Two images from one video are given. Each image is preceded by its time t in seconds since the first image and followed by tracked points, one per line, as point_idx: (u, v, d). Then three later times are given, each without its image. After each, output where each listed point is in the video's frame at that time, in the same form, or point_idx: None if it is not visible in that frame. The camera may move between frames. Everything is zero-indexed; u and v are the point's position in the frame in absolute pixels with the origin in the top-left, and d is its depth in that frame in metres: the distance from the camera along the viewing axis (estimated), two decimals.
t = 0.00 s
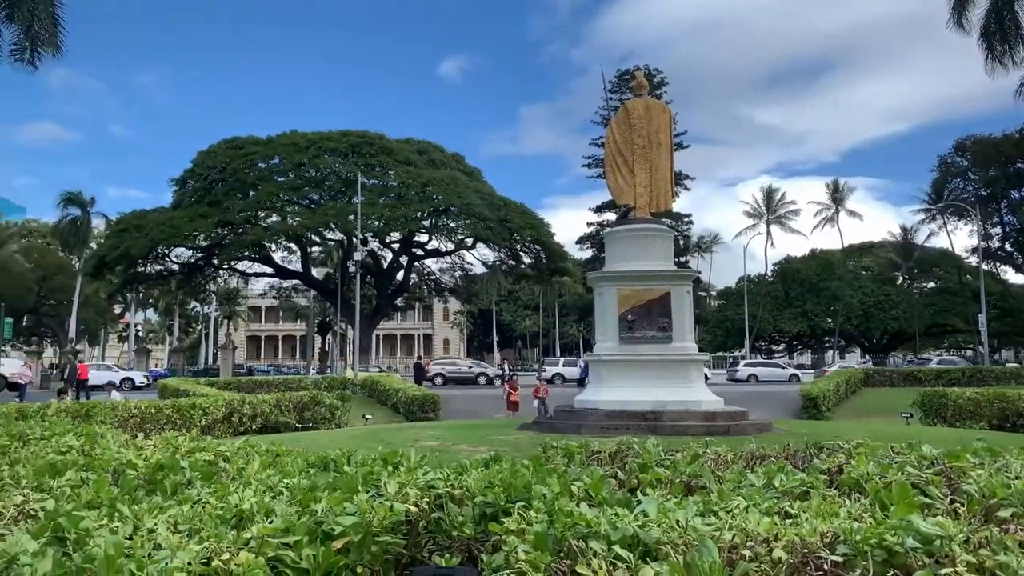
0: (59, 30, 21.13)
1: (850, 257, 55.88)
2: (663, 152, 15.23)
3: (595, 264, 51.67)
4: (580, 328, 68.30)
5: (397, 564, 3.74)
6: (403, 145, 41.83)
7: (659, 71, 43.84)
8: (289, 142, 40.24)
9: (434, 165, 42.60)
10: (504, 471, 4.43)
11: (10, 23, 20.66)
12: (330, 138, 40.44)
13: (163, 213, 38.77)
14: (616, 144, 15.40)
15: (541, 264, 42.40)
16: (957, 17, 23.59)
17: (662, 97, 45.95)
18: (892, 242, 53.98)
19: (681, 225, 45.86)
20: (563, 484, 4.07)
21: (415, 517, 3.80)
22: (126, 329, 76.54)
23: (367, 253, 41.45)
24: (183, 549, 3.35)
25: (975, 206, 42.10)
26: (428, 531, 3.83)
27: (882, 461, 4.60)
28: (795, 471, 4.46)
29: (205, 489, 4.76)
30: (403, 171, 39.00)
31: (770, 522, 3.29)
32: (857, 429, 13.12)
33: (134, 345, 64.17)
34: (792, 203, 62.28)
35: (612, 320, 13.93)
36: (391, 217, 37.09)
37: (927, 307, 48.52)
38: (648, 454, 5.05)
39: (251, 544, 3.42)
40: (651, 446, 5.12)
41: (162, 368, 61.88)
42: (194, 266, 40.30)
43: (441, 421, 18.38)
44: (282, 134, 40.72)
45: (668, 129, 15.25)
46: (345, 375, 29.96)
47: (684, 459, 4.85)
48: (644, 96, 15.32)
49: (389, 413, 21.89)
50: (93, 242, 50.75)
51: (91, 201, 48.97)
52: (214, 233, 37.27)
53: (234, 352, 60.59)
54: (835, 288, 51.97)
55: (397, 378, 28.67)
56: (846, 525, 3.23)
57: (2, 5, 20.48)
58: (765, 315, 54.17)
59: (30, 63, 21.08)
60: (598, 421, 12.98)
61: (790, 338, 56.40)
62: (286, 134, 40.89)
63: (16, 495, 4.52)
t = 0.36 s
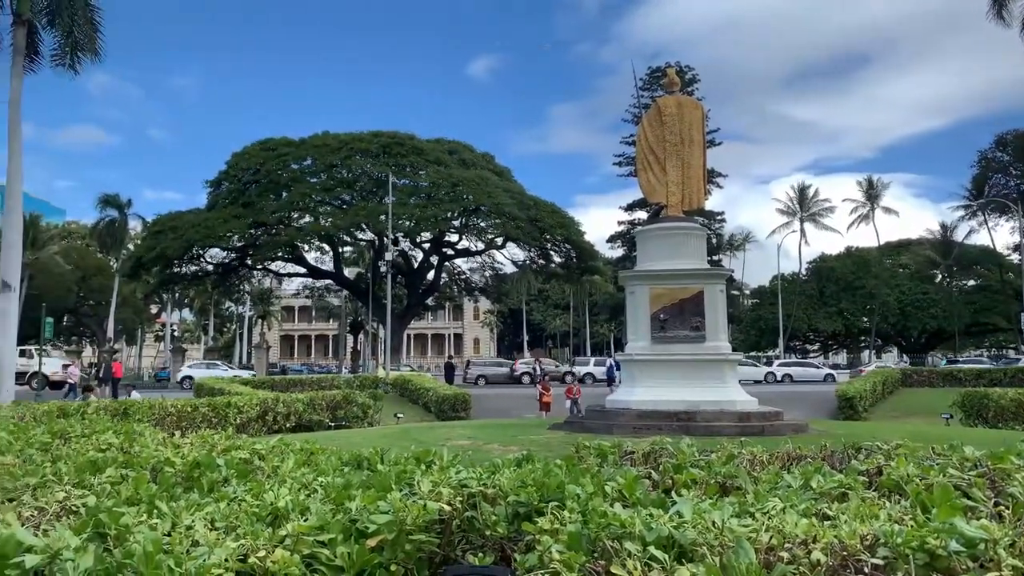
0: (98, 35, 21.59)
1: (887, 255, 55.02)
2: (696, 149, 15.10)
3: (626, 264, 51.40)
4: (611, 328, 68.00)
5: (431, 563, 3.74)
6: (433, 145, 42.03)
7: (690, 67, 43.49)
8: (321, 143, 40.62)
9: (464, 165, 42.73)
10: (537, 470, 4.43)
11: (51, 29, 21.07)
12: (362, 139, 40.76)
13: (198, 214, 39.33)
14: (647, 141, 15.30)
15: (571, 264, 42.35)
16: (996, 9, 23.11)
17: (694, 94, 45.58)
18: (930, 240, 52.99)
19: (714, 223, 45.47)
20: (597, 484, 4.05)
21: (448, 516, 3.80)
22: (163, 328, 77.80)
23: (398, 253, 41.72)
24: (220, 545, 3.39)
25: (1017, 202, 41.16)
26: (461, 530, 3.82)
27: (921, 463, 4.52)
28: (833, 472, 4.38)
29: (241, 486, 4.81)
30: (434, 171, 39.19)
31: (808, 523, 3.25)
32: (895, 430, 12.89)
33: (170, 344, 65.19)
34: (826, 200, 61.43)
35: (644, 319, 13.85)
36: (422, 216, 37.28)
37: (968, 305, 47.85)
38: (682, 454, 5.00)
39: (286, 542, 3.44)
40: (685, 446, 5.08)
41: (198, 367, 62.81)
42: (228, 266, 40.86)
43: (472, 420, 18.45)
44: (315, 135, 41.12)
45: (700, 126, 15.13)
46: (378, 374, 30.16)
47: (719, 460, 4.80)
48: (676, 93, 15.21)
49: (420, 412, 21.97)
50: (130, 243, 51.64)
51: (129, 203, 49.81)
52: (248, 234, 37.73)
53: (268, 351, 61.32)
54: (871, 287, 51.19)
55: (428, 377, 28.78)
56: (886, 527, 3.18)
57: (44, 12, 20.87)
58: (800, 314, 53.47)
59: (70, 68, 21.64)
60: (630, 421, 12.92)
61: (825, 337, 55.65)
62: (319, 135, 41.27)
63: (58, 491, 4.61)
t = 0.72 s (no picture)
0: (133, 38, 21.95)
1: (923, 252, 54.06)
2: (728, 146, 14.95)
3: (655, 262, 51.11)
4: (640, 327, 67.66)
5: (461, 561, 3.73)
6: (462, 144, 42.13)
7: (721, 64, 43.10)
8: (351, 143, 40.91)
9: (493, 164, 42.79)
10: (567, 470, 4.42)
11: (88, 33, 21.45)
12: (392, 139, 41.00)
13: (231, 214, 39.84)
14: (678, 139, 15.20)
15: (600, 262, 42.24)
16: None
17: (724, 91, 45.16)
18: (967, 237, 51.97)
19: (745, 221, 45.01)
20: (628, 483, 4.02)
21: (479, 514, 3.80)
22: (197, 327, 78.88)
23: (427, 252, 41.90)
24: (254, 541, 3.43)
25: None
26: (492, 528, 3.81)
27: (960, 465, 4.43)
28: (870, 473, 4.30)
29: (275, 483, 4.86)
30: (463, 171, 39.30)
31: (845, 525, 3.19)
32: (932, 430, 12.66)
33: (204, 342, 66.09)
34: (860, 197, 60.49)
35: (674, 318, 13.76)
36: (451, 216, 37.38)
37: (1007, 304, 47.39)
38: (715, 454, 4.96)
39: (319, 538, 3.46)
40: (718, 446, 5.03)
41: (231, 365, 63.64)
42: (261, 266, 41.35)
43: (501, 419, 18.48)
44: (345, 135, 41.42)
45: (732, 122, 14.97)
46: (407, 373, 30.30)
47: (752, 460, 4.74)
48: (707, 90, 15.08)
49: (450, 410, 22.05)
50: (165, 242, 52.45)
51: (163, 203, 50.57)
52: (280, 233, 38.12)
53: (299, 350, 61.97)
54: (907, 285, 50.36)
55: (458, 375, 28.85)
56: (925, 531, 3.12)
57: (81, 15, 21.28)
58: (833, 313, 52.73)
59: (106, 71, 21.98)
60: (660, 421, 12.84)
61: (859, 336, 54.88)
62: (348, 135, 41.57)
63: (97, 486, 4.70)
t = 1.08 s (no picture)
0: (165, 47, 22.31)
1: (957, 254, 53.13)
2: (756, 147, 14.84)
3: (683, 265, 50.78)
4: (668, 330, 67.22)
5: (491, 566, 3.73)
6: (488, 149, 42.23)
7: (748, 65, 42.75)
8: (378, 149, 41.18)
9: (519, 167, 42.84)
10: (596, 474, 4.40)
11: (120, 43, 21.87)
12: (419, 144, 41.24)
13: (260, 220, 40.28)
14: (706, 140, 15.09)
15: (627, 265, 42.08)
16: None
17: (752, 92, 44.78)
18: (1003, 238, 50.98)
19: (774, 223, 44.56)
20: (659, 488, 4.00)
21: (508, 518, 3.80)
22: (228, 332, 79.87)
23: (454, 256, 42.04)
24: (284, 544, 3.45)
25: None
26: (521, 532, 3.81)
27: (999, 470, 4.33)
28: (905, 479, 4.23)
29: (306, 487, 4.90)
30: (489, 175, 39.38)
31: (880, 531, 3.15)
32: (968, 435, 12.42)
33: (234, 347, 66.88)
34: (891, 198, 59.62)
35: (704, 322, 13.64)
36: (477, 220, 37.46)
37: None
38: (745, 459, 4.91)
39: (349, 542, 3.48)
40: (748, 450, 4.99)
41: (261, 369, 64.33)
42: (290, 271, 41.78)
43: (530, 423, 18.47)
44: (372, 141, 41.72)
45: (760, 124, 14.87)
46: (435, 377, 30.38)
47: (784, 465, 4.69)
48: (735, 91, 14.99)
49: (478, 414, 22.05)
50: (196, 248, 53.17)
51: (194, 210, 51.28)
52: (308, 239, 38.45)
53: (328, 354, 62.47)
54: (940, 287, 49.53)
55: (486, 380, 28.87)
56: (964, 536, 3.06)
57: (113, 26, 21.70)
58: (864, 316, 52.01)
59: (138, 80, 22.38)
60: (689, 425, 12.72)
61: (892, 339, 54.02)
62: (376, 141, 41.87)
63: (131, 489, 4.77)
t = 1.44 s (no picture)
0: (197, 58, 22.65)
1: (993, 257, 52.13)
2: (787, 150, 14.70)
3: (712, 270, 50.41)
4: (697, 336, 66.71)
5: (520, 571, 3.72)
6: (515, 155, 42.31)
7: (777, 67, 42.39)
8: (406, 156, 41.42)
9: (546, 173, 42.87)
10: (626, 481, 4.37)
11: (153, 54, 22.24)
12: (446, 151, 41.42)
13: (290, 228, 40.70)
14: (735, 144, 14.98)
15: (655, 270, 41.85)
16: None
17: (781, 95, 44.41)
18: None
19: (805, 226, 44.07)
20: (690, 495, 3.96)
21: (538, 524, 3.78)
22: (258, 338, 80.79)
23: (482, 262, 42.15)
24: (316, 549, 3.47)
25: None
26: (551, 538, 3.80)
27: None
28: (942, 487, 4.15)
29: (337, 491, 4.93)
30: (516, 181, 39.44)
31: (919, 539, 3.09)
32: (1007, 442, 12.16)
33: (265, 352, 67.63)
34: (925, 200, 58.70)
35: (734, 327, 13.52)
36: (505, 225, 37.54)
37: None
38: (778, 466, 4.85)
39: (379, 547, 3.50)
40: (781, 457, 4.92)
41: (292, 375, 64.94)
42: (319, 277, 42.16)
43: (559, 429, 18.42)
44: (400, 148, 41.98)
45: (791, 127, 14.72)
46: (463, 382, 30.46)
47: (818, 472, 4.63)
48: (764, 94, 14.86)
49: (505, 420, 22.05)
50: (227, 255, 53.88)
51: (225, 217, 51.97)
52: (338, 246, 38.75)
53: (357, 359, 62.91)
54: (977, 291, 48.62)
55: (514, 385, 28.87)
56: (1006, 547, 2.98)
57: (147, 37, 22.07)
58: (898, 321, 51.17)
59: (171, 90, 22.76)
60: (720, 431, 12.59)
61: (927, 344, 53.13)
62: (403, 148, 42.13)
63: (165, 493, 4.83)
